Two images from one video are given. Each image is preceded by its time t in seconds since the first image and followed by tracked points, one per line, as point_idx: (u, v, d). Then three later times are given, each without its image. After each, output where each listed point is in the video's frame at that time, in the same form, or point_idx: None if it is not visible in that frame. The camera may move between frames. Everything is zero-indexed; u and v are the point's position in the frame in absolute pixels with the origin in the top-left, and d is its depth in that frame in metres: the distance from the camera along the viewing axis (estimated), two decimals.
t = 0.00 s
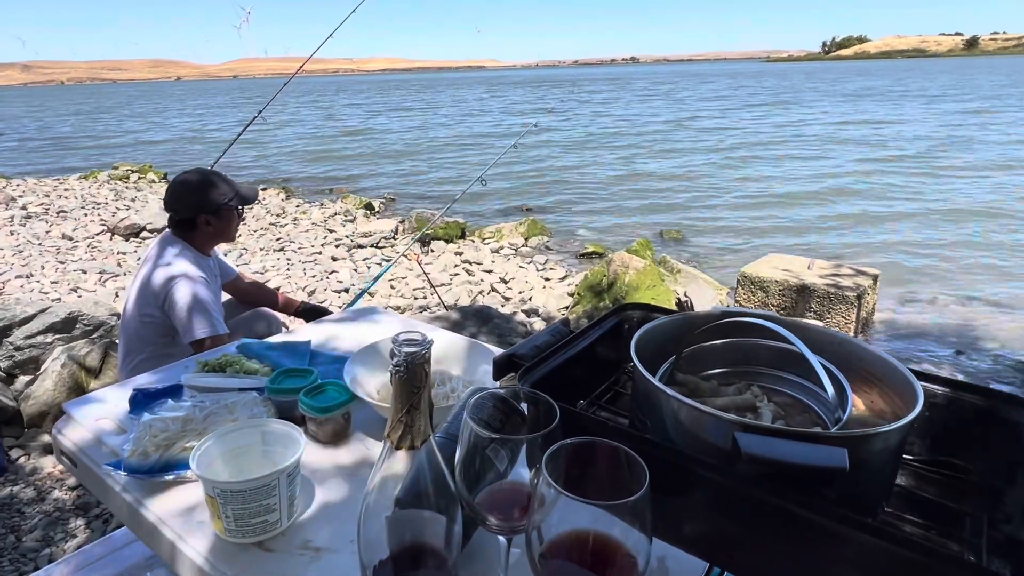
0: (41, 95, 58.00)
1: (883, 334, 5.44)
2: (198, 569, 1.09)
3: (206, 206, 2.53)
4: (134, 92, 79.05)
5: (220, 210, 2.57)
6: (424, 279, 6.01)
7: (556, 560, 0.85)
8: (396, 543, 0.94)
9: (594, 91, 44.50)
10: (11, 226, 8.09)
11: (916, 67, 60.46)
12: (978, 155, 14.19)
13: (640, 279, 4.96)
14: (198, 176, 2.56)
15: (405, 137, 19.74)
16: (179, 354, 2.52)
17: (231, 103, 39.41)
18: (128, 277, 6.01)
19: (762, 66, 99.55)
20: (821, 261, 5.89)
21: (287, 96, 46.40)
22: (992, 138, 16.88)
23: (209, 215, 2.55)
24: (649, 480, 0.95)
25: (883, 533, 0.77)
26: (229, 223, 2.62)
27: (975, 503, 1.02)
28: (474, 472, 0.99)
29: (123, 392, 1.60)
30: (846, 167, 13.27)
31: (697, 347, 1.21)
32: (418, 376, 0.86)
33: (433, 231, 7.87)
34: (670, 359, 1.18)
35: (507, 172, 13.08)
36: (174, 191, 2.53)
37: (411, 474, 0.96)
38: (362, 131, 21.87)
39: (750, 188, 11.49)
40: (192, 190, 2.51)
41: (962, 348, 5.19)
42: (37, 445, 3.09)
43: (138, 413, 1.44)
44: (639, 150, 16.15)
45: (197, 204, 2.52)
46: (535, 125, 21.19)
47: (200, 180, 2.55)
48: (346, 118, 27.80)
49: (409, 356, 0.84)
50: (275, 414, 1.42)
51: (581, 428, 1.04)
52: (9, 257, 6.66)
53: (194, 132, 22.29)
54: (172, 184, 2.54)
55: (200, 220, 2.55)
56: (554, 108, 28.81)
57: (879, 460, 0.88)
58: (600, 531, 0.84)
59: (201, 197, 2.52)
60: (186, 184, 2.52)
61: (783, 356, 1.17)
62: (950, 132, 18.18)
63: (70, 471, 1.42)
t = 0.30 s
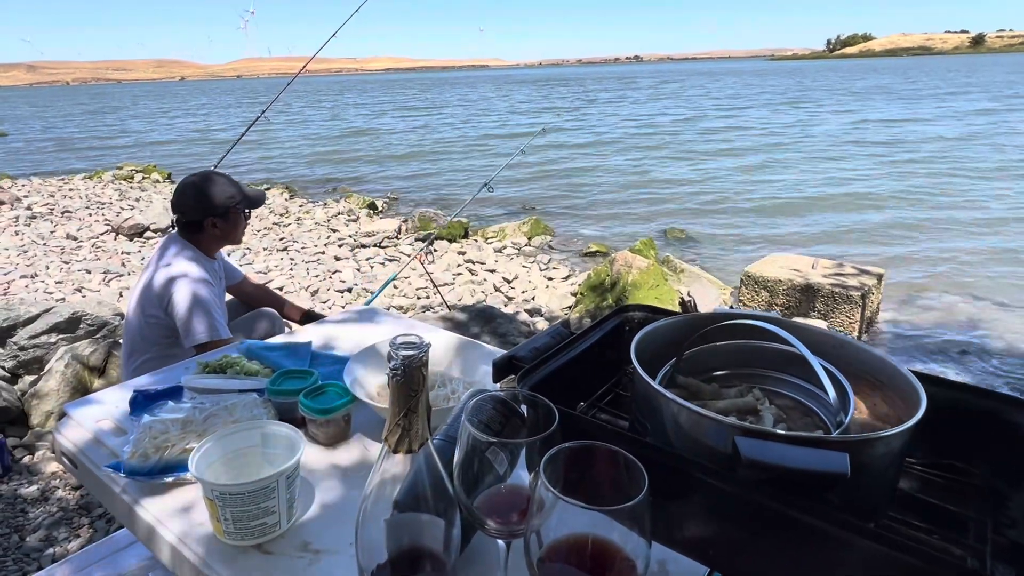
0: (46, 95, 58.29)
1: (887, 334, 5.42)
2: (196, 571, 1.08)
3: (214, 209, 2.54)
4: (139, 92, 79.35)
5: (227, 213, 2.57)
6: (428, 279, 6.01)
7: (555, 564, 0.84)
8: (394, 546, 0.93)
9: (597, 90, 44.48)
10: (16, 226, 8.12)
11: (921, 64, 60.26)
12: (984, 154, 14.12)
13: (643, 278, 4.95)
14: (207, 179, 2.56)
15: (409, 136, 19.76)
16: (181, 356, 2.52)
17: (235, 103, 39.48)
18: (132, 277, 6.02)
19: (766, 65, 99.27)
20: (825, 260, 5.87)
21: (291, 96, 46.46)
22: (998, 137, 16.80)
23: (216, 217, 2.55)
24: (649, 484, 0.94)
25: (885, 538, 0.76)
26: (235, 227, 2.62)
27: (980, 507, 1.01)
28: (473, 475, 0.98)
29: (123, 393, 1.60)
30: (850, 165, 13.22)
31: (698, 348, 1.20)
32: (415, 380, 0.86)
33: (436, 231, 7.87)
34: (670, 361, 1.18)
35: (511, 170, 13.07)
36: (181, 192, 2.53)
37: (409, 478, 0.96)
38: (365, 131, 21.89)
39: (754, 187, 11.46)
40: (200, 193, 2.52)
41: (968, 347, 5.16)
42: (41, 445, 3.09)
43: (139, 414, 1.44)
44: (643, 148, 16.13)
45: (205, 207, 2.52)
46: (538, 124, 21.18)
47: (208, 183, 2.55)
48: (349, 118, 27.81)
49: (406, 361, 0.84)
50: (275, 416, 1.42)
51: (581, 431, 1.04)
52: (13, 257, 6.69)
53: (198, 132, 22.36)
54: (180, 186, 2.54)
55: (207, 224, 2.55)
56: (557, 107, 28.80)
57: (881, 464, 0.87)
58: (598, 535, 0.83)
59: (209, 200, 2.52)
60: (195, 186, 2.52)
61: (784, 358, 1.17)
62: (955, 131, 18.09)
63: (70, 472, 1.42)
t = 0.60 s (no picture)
0: (54, 97, 58.68)
1: (895, 333, 5.39)
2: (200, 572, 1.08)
3: (221, 209, 2.54)
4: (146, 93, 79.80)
5: (233, 212, 2.59)
6: (432, 279, 6.02)
7: (556, 567, 0.83)
8: (397, 548, 0.93)
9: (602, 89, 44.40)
10: (24, 226, 8.18)
11: (930, 61, 59.82)
12: (992, 152, 14.03)
13: (649, 277, 4.95)
14: (211, 180, 2.57)
15: (415, 136, 19.79)
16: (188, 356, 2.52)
17: (241, 104, 39.64)
18: (139, 278, 6.05)
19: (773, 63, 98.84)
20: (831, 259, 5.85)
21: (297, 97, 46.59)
22: (1006, 134, 16.68)
23: (223, 218, 2.56)
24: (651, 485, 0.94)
25: (890, 542, 0.76)
26: (243, 225, 2.64)
27: (987, 511, 1.00)
28: (474, 477, 0.98)
29: (128, 393, 1.61)
30: (857, 164, 13.15)
31: (702, 350, 1.20)
32: (416, 382, 0.85)
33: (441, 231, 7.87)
34: (675, 361, 1.17)
35: (516, 170, 13.07)
36: (186, 196, 2.53)
37: (411, 480, 0.95)
38: (371, 131, 21.93)
39: (760, 186, 11.42)
40: (207, 195, 2.52)
41: (976, 347, 5.13)
42: (49, 445, 3.11)
43: (143, 415, 1.45)
44: (649, 147, 16.09)
45: (211, 208, 2.53)
46: (543, 123, 21.15)
47: (211, 183, 2.55)
48: (355, 118, 27.87)
49: (406, 363, 0.84)
50: (279, 416, 1.43)
51: (583, 433, 1.03)
52: (21, 257, 6.73)
53: (205, 133, 22.46)
54: (186, 188, 2.55)
55: (214, 224, 2.56)
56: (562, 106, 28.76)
57: (886, 467, 0.86)
58: (600, 538, 0.83)
59: (216, 200, 2.53)
60: (201, 188, 2.53)
61: (788, 359, 1.16)
62: (963, 128, 17.97)
63: (74, 472, 1.43)
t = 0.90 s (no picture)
0: (63, 100, 59.17)
1: (904, 331, 5.36)
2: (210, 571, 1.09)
3: (229, 211, 2.56)
4: (154, 95, 80.35)
5: (243, 212, 2.60)
6: (439, 279, 6.03)
7: (564, 567, 0.84)
8: (405, 547, 0.94)
9: (608, 88, 44.34)
10: (35, 228, 8.25)
11: (939, 58, 59.35)
12: (1002, 148, 13.92)
13: (655, 276, 4.95)
14: (217, 181, 2.57)
15: (421, 137, 19.82)
16: (198, 356, 2.54)
17: (249, 105, 39.84)
18: (148, 279, 6.09)
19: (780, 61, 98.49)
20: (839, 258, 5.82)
21: (304, 98, 46.77)
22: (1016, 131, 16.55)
23: (233, 219, 2.58)
24: (659, 484, 0.94)
25: (898, 542, 0.75)
26: (253, 224, 2.65)
27: (997, 510, 1.00)
28: (483, 475, 0.99)
29: (138, 393, 1.62)
30: (865, 161, 13.08)
31: (709, 350, 1.20)
32: (425, 382, 0.86)
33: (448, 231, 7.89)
34: (683, 361, 1.17)
35: (522, 169, 13.07)
36: (195, 198, 2.54)
37: (419, 480, 0.96)
38: (378, 131, 21.99)
39: (767, 185, 11.37)
40: (214, 197, 2.53)
41: (986, 345, 5.10)
42: (60, 444, 3.14)
43: (154, 415, 1.46)
44: (655, 146, 16.07)
45: (221, 209, 2.54)
46: (549, 123, 21.15)
47: (217, 184, 2.55)
48: (362, 118, 27.96)
49: (416, 363, 0.84)
50: (288, 416, 1.43)
51: (591, 432, 1.04)
52: (33, 258, 6.79)
53: (212, 135, 22.56)
54: (194, 191, 2.56)
55: (225, 226, 2.58)
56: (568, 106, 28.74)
57: (895, 466, 0.86)
58: (608, 539, 0.83)
59: (224, 202, 2.54)
60: (208, 190, 2.54)
61: (795, 358, 1.16)
62: (973, 125, 17.84)
63: (86, 471, 1.45)
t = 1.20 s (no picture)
0: (73, 103, 59.67)
1: (913, 330, 5.33)
2: (221, 567, 1.10)
3: (238, 212, 2.58)
4: (162, 97, 80.87)
5: (251, 213, 2.62)
6: (446, 279, 6.04)
7: (571, 563, 0.84)
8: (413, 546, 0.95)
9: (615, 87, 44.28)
10: (46, 230, 8.33)
11: (949, 55, 58.92)
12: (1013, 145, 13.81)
13: (662, 276, 4.95)
14: (226, 182, 2.59)
15: (428, 137, 19.87)
16: (206, 356, 2.56)
17: (257, 106, 40.03)
18: (158, 280, 6.14)
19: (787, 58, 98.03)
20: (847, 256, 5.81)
21: (311, 100, 46.94)
22: None
23: (240, 220, 2.60)
24: (665, 483, 0.95)
25: (908, 542, 0.75)
26: (261, 225, 2.67)
27: (1004, 508, 1.00)
28: (491, 474, 1.00)
29: (150, 393, 1.64)
30: (874, 159, 13.02)
31: (714, 349, 1.20)
32: (432, 381, 0.87)
33: (455, 231, 7.91)
34: (689, 360, 1.17)
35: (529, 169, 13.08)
36: (204, 199, 2.57)
37: (428, 477, 0.97)
38: (385, 132, 22.06)
39: (774, 184, 11.33)
40: (223, 198, 2.55)
41: (997, 344, 5.06)
42: (72, 443, 3.17)
43: (165, 415, 1.48)
44: (662, 145, 16.03)
45: (229, 209, 2.56)
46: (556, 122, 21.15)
47: (225, 185, 2.57)
48: (369, 119, 28.06)
49: (423, 362, 0.85)
50: (297, 415, 1.45)
51: (597, 431, 1.04)
52: (44, 260, 6.85)
53: (221, 136, 22.67)
54: (204, 192, 2.58)
55: (233, 226, 2.60)
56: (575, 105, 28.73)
57: (901, 464, 0.86)
58: (614, 536, 0.84)
59: (233, 203, 2.56)
60: (218, 191, 2.56)
61: (802, 357, 1.16)
62: (983, 122, 17.71)
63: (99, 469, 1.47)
